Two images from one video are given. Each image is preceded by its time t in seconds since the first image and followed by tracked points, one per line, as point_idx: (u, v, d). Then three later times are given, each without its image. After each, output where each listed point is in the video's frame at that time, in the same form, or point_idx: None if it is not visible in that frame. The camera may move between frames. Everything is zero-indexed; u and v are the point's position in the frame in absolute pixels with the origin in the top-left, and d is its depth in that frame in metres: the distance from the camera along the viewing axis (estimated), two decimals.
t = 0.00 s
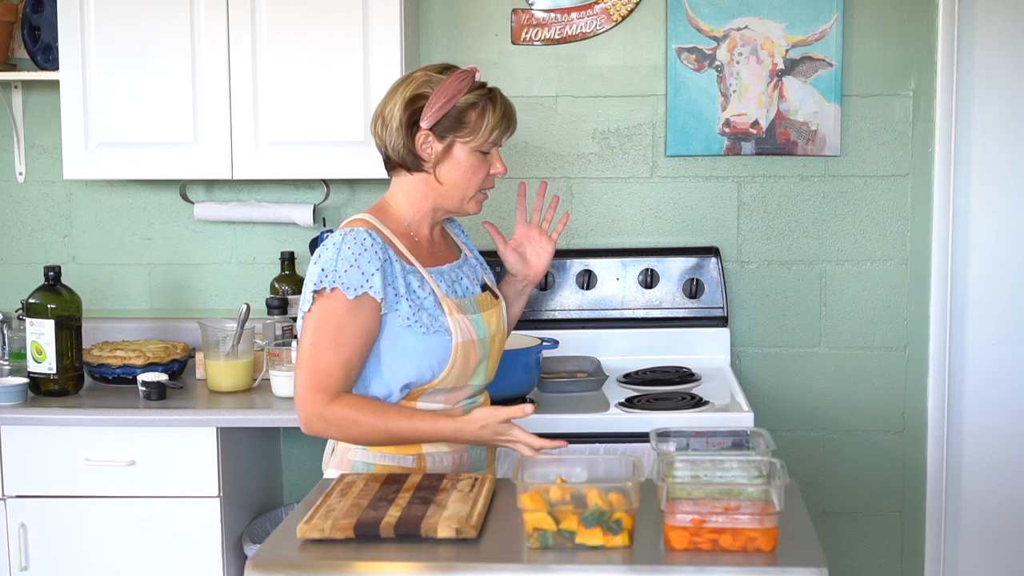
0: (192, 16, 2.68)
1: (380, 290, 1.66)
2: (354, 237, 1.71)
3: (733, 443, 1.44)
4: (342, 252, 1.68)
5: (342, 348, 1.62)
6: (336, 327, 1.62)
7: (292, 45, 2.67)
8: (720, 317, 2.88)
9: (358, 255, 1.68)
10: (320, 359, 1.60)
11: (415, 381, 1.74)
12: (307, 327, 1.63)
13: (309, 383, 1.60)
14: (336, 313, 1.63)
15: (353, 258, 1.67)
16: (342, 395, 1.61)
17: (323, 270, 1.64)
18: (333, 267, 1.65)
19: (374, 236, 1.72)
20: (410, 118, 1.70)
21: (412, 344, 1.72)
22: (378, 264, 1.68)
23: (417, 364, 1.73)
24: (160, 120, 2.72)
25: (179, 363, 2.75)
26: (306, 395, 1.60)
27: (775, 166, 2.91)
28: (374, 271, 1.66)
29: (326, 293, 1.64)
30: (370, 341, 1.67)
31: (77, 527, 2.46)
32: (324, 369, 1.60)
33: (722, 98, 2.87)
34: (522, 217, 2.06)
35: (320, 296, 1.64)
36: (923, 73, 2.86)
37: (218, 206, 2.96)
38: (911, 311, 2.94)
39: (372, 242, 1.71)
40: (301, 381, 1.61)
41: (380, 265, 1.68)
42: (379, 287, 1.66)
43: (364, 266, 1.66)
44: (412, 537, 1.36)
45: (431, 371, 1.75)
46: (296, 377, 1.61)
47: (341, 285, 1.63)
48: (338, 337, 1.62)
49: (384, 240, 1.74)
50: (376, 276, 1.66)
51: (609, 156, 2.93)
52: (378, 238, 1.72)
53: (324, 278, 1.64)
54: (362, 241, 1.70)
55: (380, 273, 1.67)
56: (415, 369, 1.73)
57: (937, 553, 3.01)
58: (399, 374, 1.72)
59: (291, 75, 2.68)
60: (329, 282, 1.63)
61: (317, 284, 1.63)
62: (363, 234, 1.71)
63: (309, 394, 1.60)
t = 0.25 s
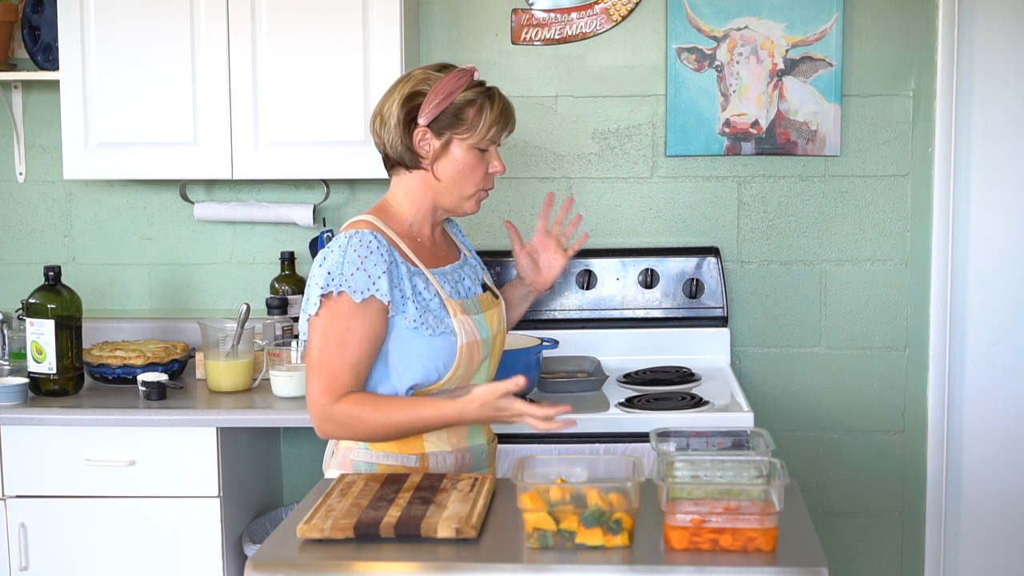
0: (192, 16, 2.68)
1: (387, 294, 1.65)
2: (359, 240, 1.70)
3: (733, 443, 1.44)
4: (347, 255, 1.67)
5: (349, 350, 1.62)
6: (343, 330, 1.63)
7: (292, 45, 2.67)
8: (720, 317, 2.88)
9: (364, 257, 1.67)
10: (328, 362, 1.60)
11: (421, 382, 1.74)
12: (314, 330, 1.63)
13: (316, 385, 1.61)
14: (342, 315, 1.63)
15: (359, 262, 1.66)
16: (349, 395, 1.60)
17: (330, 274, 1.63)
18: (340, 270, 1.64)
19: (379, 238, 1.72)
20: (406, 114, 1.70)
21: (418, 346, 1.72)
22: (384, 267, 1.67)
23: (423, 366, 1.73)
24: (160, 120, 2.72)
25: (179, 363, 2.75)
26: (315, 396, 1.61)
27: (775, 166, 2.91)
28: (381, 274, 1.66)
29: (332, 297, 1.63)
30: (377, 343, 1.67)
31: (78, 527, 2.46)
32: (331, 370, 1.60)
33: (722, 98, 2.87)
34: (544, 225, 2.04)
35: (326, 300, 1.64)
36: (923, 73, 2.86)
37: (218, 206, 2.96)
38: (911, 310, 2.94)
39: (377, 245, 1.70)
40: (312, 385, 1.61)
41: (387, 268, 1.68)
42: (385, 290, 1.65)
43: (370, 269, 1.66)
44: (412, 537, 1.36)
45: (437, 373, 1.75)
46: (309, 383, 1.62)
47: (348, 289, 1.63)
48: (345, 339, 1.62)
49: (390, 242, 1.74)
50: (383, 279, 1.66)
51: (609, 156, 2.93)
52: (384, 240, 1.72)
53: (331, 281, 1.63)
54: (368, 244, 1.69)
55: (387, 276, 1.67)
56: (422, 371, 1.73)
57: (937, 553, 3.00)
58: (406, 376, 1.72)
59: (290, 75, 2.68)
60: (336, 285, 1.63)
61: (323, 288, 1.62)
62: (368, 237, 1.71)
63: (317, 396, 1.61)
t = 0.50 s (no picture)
0: (192, 16, 2.68)
1: (376, 294, 1.65)
2: (351, 240, 1.70)
3: (733, 443, 1.44)
4: (339, 255, 1.67)
5: (338, 348, 1.63)
6: (333, 330, 1.63)
7: (292, 45, 2.67)
8: (720, 317, 2.87)
9: (355, 257, 1.68)
10: (318, 360, 1.62)
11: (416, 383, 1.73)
12: (309, 330, 1.65)
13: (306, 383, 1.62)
14: (332, 314, 1.64)
15: (350, 262, 1.66)
16: (336, 392, 1.61)
17: (319, 274, 1.65)
18: (330, 270, 1.65)
19: (372, 238, 1.72)
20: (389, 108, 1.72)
21: (411, 346, 1.72)
22: (374, 267, 1.67)
23: (416, 366, 1.72)
24: (160, 120, 2.72)
25: (179, 363, 2.75)
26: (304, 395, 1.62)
27: (775, 166, 2.91)
28: (371, 274, 1.66)
29: (323, 296, 1.64)
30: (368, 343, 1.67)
31: (78, 527, 2.46)
32: (320, 369, 1.61)
33: (722, 98, 2.87)
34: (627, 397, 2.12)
35: (316, 299, 1.65)
36: (923, 73, 2.86)
37: (218, 206, 2.96)
38: (911, 310, 2.94)
39: (369, 245, 1.70)
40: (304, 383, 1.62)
41: (377, 268, 1.68)
42: (374, 290, 1.65)
43: (360, 269, 1.66)
44: (412, 537, 1.36)
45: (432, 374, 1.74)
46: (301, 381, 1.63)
47: (337, 289, 1.64)
48: (334, 338, 1.63)
49: (383, 242, 1.74)
50: (372, 279, 1.66)
51: (609, 156, 2.93)
52: (376, 240, 1.72)
53: (320, 281, 1.64)
54: (359, 244, 1.70)
55: (377, 276, 1.67)
56: (415, 371, 1.72)
57: (937, 553, 3.00)
58: (399, 377, 1.72)
59: (291, 75, 2.68)
60: (325, 285, 1.64)
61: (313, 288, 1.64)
62: (361, 237, 1.71)
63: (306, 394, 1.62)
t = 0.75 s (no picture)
0: (192, 17, 2.68)
1: (371, 290, 1.65)
2: (350, 235, 1.70)
3: (733, 443, 1.44)
4: (336, 249, 1.68)
5: (329, 343, 1.64)
6: (326, 325, 1.64)
7: (292, 45, 2.67)
8: (720, 317, 2.87)
9: (353, 253, 1.68)
10: (308, 353, 1.63)
11: (409, 381, 1.73)
12: (302, 321, 1.66)
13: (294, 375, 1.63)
14: (326, 309, 1.65)
15: (347, 257, 1.67)
16: (324, 387, 1.62)
17: (316, 267, 1.65)
18: (327, 264, 1.66)
19: (371, 234, 1.72)
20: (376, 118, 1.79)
21: (406, 344, 1.71)
22: (371, 264, 1.67)
23: (410, 364, 1.72)
24: (160, 120, 2.72)
25: (179, 363, 2.75)
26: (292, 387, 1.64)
27: (775, 166, 2.91)
28: (367, 270, 1.66)
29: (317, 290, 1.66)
30: (362, 339, 1.68)
31: (78, 527, 2.46)
32: (311, 362, 1.63)
33: (722, 98, 2.87)
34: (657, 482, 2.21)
35: (312, 291, 1.66)
36: (923, 73, 2.86)
37: (218, 206, 2.96)
38: (911, 310, 2.94)
39: (367, 241, 1.70)
40: (293, 374, 1.64)
41: (374, 265, 1.68)
42: (369, 287, 1.65)
43: (356, 265, 1.66)
44: (412, 538, 1.36)
45: (425, 372, 1.73)
46: (290, 371, 1.64)
47: (332, 283, 1.64)
48: (326, 333, 1.64)
49: (381, 239, 1.74)
50: (368, 275, 1.66)
51: (609, 156, 2.93)
52: (375, 237, 1.72)
53: (317, 275, 1.65)
54: (358, 240, 1.70)
55: (372, 272, 1.67)
56: (409, 369, 1.72)
57: (937, 553, 3.00)
58: (393, 373, 1.72)
59: (291, 75, 2.68)
60: (321, 279, 1.65)
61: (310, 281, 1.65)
62: (360, 233, 1.71)
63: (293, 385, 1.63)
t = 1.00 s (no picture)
0: (192, 17, 2.68)
1: (379, 289, 1.65)
2: (356, 235, 1.70)
3: (733, 442, 1.44)
4: (343, 249, 1.68)
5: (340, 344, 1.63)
6: (336, 325, 1.64)
7: (292, 45, 2.67)
8: (720, 317, 2.87)
9: (359, 253, 1.68)
10: (318, 353, 1.62)
11: (410, 380, 1.73)
12: (309, 321, 1.64)
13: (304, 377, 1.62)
14: (336, 309, 1.64)
15: (354, 257, 1.67)
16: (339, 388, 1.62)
17: (324, 267, 1.65)
18: (334, 264, 1.65)
19: (377, 234, 1.72)
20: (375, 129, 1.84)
21: (408, 344, 1.72)
22: (378, 263, 1.67)
23: (413, 364, 1.72)
24: (160, 120, 2.72)
25: (179, 363, 2.75)
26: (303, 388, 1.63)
27: (775, 166, 2.91)
28: (374, 270, 1.66)
29: (325, 289, 1.65)
30: (370, 338, 1.67)
31: (78, 527, 2.46)
32: (321, 364, 1.61)
33: (722, 98, 2.87)
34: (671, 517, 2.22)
35: (319, 291, 1.66)
36: (923, 73, 2.86)
37: (218, 206, 2.96)
38: (911, 310, 2.94)
39: (374, 241, 1.70)
40: (301, 376, 1.62)
41: (380, 264, 1.68)
42: (377, 286, 1.65)
43: (364, 265, 1.66)
44: (412, 538, 1.36)
45: (426, 372, 1.74)
46: (298, 373, 1.62)
47: (340, 283, 1.64)
48: (337, 334, 1.63)
49: (387, 238, 1.74)
50: (376, 275, 1.66)
51: (609, 156, 2.93)
52: (381, 237, 1.72)
53: (324, 275, 1.65)
54: (364, 240, 1.70)
55: (380, 271, 1.67)
56: (412, 369, 1.73)
57: (937, 553, 3.00)
58: (395, 373, 1.72)
59: (291, 75, 2.68)
60: (328, 279, 1.64)
61: (317, 280, 1.65)
62: (366, 233, 1.71)
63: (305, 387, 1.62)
